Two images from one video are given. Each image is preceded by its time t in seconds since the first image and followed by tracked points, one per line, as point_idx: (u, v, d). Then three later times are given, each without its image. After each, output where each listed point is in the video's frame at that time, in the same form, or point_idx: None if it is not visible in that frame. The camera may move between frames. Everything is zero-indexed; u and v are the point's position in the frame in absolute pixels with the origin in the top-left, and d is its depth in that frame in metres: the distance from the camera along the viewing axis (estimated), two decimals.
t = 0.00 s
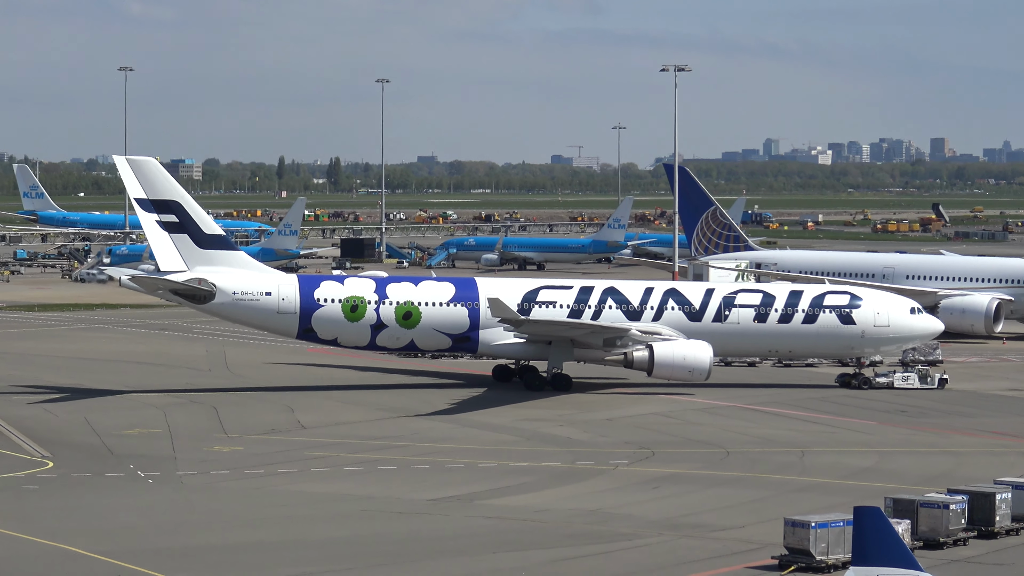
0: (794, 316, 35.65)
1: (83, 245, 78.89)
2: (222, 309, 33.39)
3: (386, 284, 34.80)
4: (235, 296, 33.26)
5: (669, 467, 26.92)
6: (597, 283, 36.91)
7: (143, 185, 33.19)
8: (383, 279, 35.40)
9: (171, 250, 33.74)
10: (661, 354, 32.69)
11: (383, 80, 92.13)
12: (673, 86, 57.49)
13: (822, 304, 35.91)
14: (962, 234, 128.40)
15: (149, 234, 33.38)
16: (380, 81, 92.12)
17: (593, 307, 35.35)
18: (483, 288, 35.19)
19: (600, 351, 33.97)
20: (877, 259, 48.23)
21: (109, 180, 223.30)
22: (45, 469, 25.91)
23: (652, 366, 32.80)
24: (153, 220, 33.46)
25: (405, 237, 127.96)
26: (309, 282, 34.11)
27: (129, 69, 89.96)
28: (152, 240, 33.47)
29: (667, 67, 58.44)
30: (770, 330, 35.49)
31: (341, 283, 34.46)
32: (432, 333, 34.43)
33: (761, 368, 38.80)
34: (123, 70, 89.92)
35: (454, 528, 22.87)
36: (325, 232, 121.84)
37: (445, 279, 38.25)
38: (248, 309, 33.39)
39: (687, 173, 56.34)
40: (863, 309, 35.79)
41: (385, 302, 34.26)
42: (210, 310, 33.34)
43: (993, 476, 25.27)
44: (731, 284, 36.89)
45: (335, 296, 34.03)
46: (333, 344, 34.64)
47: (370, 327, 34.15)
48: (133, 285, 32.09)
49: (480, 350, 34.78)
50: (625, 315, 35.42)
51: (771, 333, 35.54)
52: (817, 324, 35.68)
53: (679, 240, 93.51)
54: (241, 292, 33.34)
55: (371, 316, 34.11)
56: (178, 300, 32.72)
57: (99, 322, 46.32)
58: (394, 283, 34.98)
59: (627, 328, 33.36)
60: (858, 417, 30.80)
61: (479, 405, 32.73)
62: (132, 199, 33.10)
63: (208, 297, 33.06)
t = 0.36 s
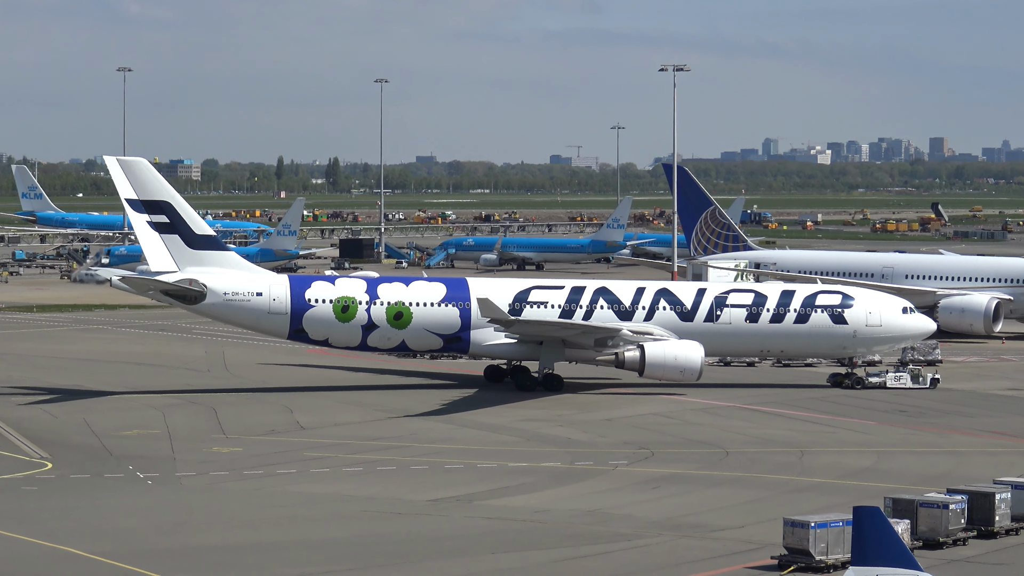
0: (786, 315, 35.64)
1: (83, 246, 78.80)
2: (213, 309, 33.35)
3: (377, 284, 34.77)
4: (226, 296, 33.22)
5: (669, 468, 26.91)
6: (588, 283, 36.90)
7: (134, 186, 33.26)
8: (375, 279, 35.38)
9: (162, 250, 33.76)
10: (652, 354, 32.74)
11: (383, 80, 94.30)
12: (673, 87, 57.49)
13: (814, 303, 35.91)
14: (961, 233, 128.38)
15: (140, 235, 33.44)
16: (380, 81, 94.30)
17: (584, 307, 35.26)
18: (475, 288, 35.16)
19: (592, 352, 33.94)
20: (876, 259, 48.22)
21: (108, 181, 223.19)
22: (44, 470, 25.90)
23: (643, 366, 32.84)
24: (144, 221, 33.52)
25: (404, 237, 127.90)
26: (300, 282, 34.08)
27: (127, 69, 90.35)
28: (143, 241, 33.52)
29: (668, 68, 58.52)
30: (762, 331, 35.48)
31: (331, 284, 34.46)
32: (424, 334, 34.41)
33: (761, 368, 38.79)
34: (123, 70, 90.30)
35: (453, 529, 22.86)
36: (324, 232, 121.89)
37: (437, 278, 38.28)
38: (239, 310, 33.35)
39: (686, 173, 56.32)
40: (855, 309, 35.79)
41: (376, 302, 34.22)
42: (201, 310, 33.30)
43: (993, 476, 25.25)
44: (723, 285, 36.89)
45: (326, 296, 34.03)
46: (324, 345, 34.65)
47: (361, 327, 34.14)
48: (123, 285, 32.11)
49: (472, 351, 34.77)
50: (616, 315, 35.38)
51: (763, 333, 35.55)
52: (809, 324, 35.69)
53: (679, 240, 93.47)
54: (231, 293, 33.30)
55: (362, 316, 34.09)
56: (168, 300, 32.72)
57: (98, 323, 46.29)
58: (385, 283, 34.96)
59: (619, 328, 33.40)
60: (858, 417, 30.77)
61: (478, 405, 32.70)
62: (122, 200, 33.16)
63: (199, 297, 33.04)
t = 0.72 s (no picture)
0: (776, 315, 35.70)
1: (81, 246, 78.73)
2: (204, 309, 33.36)
3: (367, 284, 34.79)
4: (216, 296, 33.25)
5: (667, 467, 26.91)
6: (579, 282, 36.94)
7: (124, 186, 33.39)
8: (365, 279, 35.41)
9: (152, 250, 33.85)
10: (643, 354, 32.74)
11: (382, 80, 95.53)
12: (671, 87, 57.48)
13: (805, 302, 35.97)
14: (960, 232, 128.37)
15: (130, 234, 33.51)
16: (379, 80, 95.57)
17: (575, 306, 35.37)
18: (465, 288, 35.19)
19: (582, 351, 34.15)
20: (875, 258, 48.29)
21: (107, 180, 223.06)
22: (42, 470, 25.91)
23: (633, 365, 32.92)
24: (133, 221, 33.61)
25: (403, 237, 127.86)
26: (290, 282, 34.11)
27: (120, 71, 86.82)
28: (133, 241, 33.60)
29: (666, 68, 58.60)
30: (753, 330, 35.55)
31: (321, 283, 34.47)
32: (413, 333, 34.42)
33: (760, 368, 38.78)
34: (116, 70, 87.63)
35: (452, 528, 22.86)
36: (323, 232, 121.89)
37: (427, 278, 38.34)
38: (229, 310, 33.36)
39: (684, 172, 56.27)
40: (846, 308, 35.82)
41: (366, 302, 34.26)
42: (192, 310, 33.32)
43: (991, 475, 25.26)
44: (714, 284, 36.92)
45: (316, 296, 34.03)
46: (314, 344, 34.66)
47: (351, 327, 34.15)
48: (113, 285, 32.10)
49: (462, 350, 34.80)
50: (606, 314, 35.42)
51: (754, 332, 35.61)
52: (800, 323, 35.75)
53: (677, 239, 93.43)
54: (221, 293, 33.33)
55: (352, 316, 34.11)
56: (158, 300, 32.74)
57: (96, 323, 46.25)
58: (375, 282, 35.00)
59: (608, 327, 33.64)
60: (856, 417, 30.77)
61: (476, 405, 32.70)
62: (112, 199, 33.28)
63: (188, 297, 33.06)
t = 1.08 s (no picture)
0: (771, 308, 35.88)
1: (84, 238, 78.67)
2: (198, 301, 33.66)
3: (361, 277, 35.04)
4: (210, 288, 33.52)
5: (670, 460, 26.90)
6: (573, 274, 37.00)
7: (118, 178, 33.39)
8: (358, 271, 35.64)
9: (146, 242, 33.85)
10: (636, 346, 32.93)
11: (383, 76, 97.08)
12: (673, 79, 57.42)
13: (799, 296, 36.13)
14: (962, 225, 128.36)
15: (124, 226, 33.56)
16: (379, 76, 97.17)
17: (569, 299, 35.54)
18: (459, 280, 35.40)
19: (575, 344, 34.11)
20: (878, 251, 48.10)
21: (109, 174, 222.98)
22: (44, 462, 25.91)
23: (627, 358, 32.97)
24: (127, 213, 33.64)
25: (405, 229, 127.81)
26: (283, 274, 34.38)
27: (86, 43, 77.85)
28: (127, 233, 33.62)
29: (668, 60, 58.60)
30: (747, 323, 35.74)
31: (315, 275, 34.62)
32: (407, 326, 34.61)
33: (763, 361, 38.76)
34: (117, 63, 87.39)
35: (454, 521, 22.87)
36: (325, 224, 121.93)
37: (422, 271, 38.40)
38: (223, 302, 33.67)
39: (686, 164, 56.14)
40: (841, 301, 35.93)
41: (360, 295, 34.44)
42: (186, 302, 33.65)
43: (993, 468, 25.25)
44: (710, 277, 37.11)
45: (310, 288, 34.21)
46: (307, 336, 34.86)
47: (345, 319, 34.29)
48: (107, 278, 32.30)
49: (456, 342, 34.94)
50: (601, 307, 35.64)
51: (748, 325, 35.79)
52: (795, 317, 35.89)
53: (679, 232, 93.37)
54: (215, 285, 33.61)
55: (346, 308, 34.27)
56: (152, 292, 33.09)
57: (98, 314, 46.25)
58: (369, 275, 35.17)
59: (602, 320, 33.67)
60: (859, 409, 30.75)
61: (477, 397, 32.71)
62: (106, 191, 33.30)
63: (182, 289, 33.37)
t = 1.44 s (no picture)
0: (766, 307, 35.91)
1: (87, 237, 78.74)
2: (193, 300, 33.78)
3: (356, 276, 35.11)
4: (204, 287, 33.64)
5: (672, 459, 26.92)
6: (568, 273, 37.04)
7: (113, 177, 33.68)
8: (353, 270, 35.73)
9: (140, 241, 34.09)
10: (631, 345, 33.00)
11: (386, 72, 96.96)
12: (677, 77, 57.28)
13: (795, 294, 36.17)
14: (966, 224, 128.24)
15: (118, 225, 33.83)
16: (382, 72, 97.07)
17: (564, 298, 35.60)
18: (453, 279, 35.54)
19: (570, 343, 34.22)
20: (880, 250, 48.06)
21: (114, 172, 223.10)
22: (48, 461, 25.96)
23: (621, 357, 33.06)
24: (122, 212, 33.93)
25: (409, 228, 127.91)
26: (278, 273, 34.47)
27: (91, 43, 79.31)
28: (121, 231, 33.87)
29: (672, 58, 58.52)
30: (743, 321, 35.79)
31: (310, 274, 34.74)
32: (402, 324, 34.70)
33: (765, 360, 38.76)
34: (125, 62, 88.00)
35: (456, 519, 22.89)
36: (328, 223, 122.00)
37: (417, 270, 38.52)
38: (218, 301, 33.76)
39: (689, 163, 56.09)
40: (836, 299, 36.06)
41: (355, 294, 34.55)
42: (182, 302, 33.75)
43: (995, 467, 25.25)
44: (705, 276, 37.16)
45: (305, 287, 34.33)
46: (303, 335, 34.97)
47: (340, 318, 34.41)
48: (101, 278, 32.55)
49: (451, 341, 35.03)
50: (596, 306, 35.67)
51: (744, 324, 35.85)
52: (790, 315, 35.95)
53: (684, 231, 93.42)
54: (210, 284, 33.71)
55: (341, 307, 34.38)
56: (147, 291, 33.23)
57: (100, 313, 46.29)
58: (364, 274, 35.29)
59: (596, 319, 33.76)
60: (861, 408, 30.75)
61: (479, 396, 32.73)
62: (101, 190, 33.60)
63: (177, 288, 33.44)
